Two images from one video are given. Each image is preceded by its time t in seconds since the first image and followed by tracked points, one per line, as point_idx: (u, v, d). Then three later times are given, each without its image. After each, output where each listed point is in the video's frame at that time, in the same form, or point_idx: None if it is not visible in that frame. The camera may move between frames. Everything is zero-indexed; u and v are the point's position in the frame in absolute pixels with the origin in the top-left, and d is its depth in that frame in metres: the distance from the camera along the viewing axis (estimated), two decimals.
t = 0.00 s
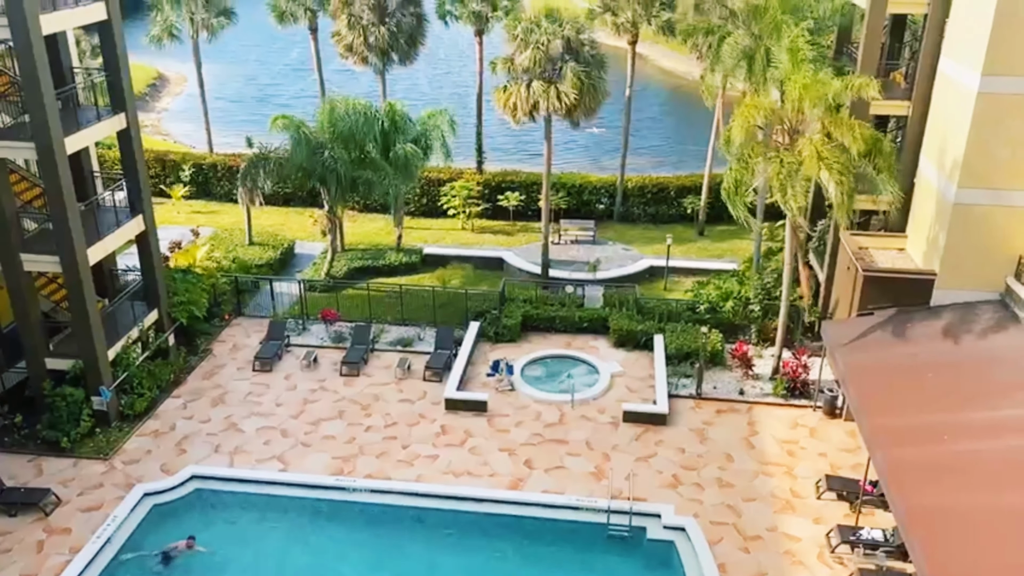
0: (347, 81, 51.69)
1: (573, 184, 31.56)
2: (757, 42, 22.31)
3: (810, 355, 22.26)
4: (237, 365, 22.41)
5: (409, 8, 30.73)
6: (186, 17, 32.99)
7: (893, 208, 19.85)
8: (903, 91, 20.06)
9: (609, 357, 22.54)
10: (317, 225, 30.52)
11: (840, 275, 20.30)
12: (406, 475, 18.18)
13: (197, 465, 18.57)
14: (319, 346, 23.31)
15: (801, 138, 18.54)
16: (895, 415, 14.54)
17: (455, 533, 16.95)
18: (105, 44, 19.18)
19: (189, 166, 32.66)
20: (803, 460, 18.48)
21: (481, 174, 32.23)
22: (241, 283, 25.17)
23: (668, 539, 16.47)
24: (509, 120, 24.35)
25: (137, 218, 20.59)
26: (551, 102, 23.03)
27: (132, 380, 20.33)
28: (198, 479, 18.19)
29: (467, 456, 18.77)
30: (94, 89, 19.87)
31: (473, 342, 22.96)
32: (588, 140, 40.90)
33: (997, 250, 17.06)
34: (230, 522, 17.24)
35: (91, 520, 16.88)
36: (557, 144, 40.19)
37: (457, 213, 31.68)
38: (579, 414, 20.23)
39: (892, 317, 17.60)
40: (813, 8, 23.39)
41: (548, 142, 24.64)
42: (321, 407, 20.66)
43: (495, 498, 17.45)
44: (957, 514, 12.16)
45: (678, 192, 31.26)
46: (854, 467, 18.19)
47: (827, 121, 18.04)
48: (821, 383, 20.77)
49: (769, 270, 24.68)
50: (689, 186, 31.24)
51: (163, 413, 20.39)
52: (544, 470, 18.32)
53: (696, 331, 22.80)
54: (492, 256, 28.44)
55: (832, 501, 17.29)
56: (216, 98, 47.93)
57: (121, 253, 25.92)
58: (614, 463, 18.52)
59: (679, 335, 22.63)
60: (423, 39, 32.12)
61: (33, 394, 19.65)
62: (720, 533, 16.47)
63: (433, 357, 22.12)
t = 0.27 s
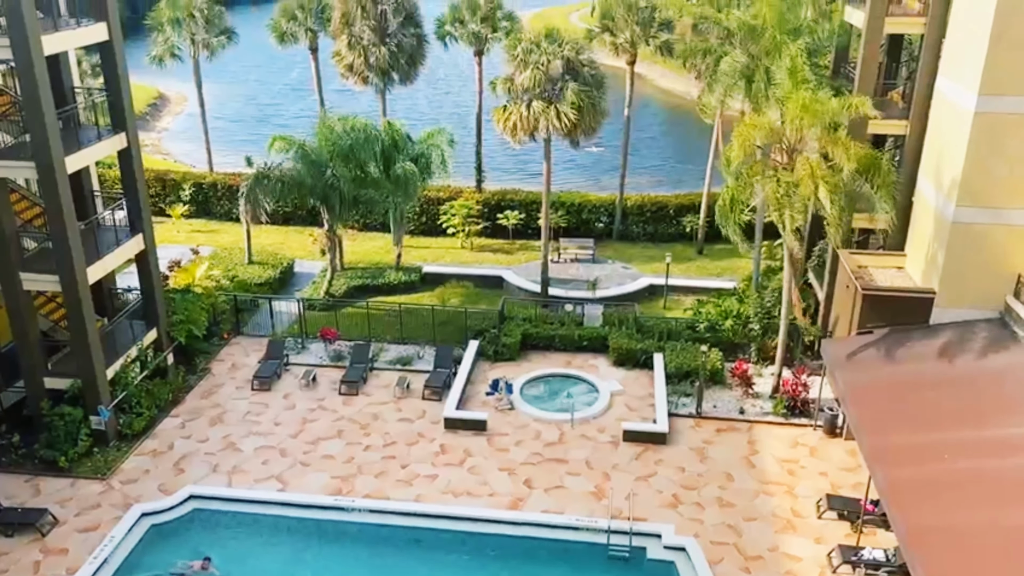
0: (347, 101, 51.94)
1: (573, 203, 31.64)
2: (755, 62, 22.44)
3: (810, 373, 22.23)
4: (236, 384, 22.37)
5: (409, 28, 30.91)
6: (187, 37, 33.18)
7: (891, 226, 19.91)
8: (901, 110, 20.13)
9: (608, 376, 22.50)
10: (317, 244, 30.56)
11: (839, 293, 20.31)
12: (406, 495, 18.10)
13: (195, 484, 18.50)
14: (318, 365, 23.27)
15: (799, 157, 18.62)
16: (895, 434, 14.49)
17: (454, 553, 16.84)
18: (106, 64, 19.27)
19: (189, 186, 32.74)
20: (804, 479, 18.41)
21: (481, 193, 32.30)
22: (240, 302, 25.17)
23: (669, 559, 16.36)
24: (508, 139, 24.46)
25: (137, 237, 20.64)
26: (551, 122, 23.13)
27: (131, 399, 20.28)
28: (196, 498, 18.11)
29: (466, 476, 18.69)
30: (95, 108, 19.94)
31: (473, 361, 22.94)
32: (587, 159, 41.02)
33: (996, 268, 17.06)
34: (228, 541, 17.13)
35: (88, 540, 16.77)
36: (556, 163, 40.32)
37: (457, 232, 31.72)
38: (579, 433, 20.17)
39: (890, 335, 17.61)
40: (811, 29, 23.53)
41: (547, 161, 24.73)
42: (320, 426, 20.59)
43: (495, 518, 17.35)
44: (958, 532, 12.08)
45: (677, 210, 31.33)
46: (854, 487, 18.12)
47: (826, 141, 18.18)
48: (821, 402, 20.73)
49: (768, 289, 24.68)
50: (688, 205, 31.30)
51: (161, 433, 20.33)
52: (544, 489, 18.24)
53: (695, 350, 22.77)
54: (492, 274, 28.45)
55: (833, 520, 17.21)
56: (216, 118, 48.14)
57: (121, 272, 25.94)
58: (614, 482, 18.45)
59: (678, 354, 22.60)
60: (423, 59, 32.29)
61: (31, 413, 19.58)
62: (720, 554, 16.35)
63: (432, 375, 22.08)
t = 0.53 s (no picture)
0: (347, 121, 52.14)
1: (572, 221, 31.69)
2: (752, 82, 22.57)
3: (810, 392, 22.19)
4: (234, 403, 22.31)
5: (409, 48, 31.09)
6: (188, 57, 33.36)
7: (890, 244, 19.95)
8: (898, 130, 20.20)
9: (608, 395, 22.44)
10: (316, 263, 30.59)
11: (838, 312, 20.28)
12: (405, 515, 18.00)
13: (194, 504, 18.40)
14: (317, 384, 23.22)
15: (797, 176, 18.66)
16: (896, 453, 14.44)
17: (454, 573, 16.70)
18: (107, 84, 19.33)
19: (189, 205, 32.81)
20: (804, 499, 18.34)
21: (480, 211, 32.36)
22: (240, 320, 25.16)
23: None
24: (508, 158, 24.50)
25: (137, 256, 20.65)
26: (550, 142, 23.20)
27: (129, 418, 20.24)
28: (194, 518, 18.00)
29: (465, 495, 18.60)
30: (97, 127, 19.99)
31: (472, 379, 22.89)
32: (586, 178, 41.14)
33: (995, 287, 17.08)
34: (225, 561, 16.98)
35: (85, 560, 16.65)
36: (555, 182, 40.41)
37: (456, 250, 31.75)
38: (579, 452, 20.10)
39: (889, 355, 17.57)
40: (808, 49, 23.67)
41: (547, 181, 24.76)
42: (319, 445, 20.52)
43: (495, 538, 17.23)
44: (961, 551, 11.98)
45: (676, 229, 31.37)
46: (855, 506, 18.04)
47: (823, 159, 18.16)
48: (822, 421, 20.67)
49: (768, 307, 24.69)
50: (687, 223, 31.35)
51: (160, 452, 20.24)
52: (544, 509, 18.15)
53: (695, 368, 22.75)
54: (491, 293, 28.45)
55: (834, 540, 17.12)
56: (216, 138, 48.31)
57: (120, 291, 25.94)
58: (614, 501, 18.37)
59: (678, 372, 22.57)
60: (423, 79, 32.45)
61: (29, 432, 19.52)
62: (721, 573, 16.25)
63: (431, 394, 22.02)
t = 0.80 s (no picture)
0: (347, 140, 52.33)
1: (572, 240, 31.76)
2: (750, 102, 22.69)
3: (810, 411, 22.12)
4: (233, 422, 22.24)
5: (409, 68, 31.35)
6: (189, 77, 33.52)
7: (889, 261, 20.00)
8: (896, 149, 20.26)
9: (608, 414, 22.38)
10: (316, 281, 30.60)
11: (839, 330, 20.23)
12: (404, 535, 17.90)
13: (191, 523, 18.27)
14: (316, 403, 23.15)
15: (797, 196, 18.60)
16: (896, 472, 14.35)
17: None
18: (109, 103, 19.40)
19: (189, 224, 32.85)
20: (805, 518, 18.24)
21: (479, 230, 32.41)
22: (239, 339, 25.13)
23: None
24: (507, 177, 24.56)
25: (136, 273, 20.65)
26: (549, 160, 23.28)
27: (127, 437, 20.19)
28: (192, 538, 17.86)
29: (464, 515, 18.50)
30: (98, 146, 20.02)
31: (472, 398, 22.83)
32: (585, 197, 41.24)
33: (995, 305, 17.06)
34: None
35: None
36: (555, 201, 40.52)
37: (456, 269, 31.77)
38: (578, 472, 20.01)
39: (889, 372, 17.51)
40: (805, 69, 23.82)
41: (546, 199, 24.81)
42: (318, 464, 20.43)
43: (495, 557, 17.11)
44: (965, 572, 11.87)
45: (675, 247, 31.42)
46: (856, 526, 17.94)
47: (822, 177, 18.08)
48: (822, 440, 20.60)
49: (767, 326, 24.68)
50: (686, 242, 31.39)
51: (158, 471, 20.14)
52: (543, 529, 18.05)
53: (695, 387, 22.70)
54: (491, 311, 28.44)
55: (835, 560, 17.01)
56: (216, 157, 48.48)
57: (119, 310, 25.93)
58: (614, 521, 18.27)
59: (678, 391, 22.50)
60: (423, 98, 32.61)
61: (26, 451, 19.43)
62: None
63: (430, 413, 21.96)
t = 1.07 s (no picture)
0: (348, 158, 52.53)
1: (572, 257, 31.79)
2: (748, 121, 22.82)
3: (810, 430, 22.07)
4: (232, 440, 22.19)
5: (409, 87, 31.49)
6: (190, 96, 33.69)
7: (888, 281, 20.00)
8: (893, 168, 20.34)
9: (608, 432, 22.33)
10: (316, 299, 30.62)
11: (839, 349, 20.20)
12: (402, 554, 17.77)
13: (189, 542, 18.07)
14: (315, 421, 23.11)
15: (798, 214, 18.57)
16: (896, 491, 14.30)
17: None
18: (110, 121, 19.46)
19: (190, 241, 32.91)
20: (806, 538, 18.14)
21: (479, 247, 32.47)
22: (239, 357, 25.13)
23: None
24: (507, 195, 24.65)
25: (135, 290, 20.64)
26: (548, 179, 23.35)
27: (126, 455, 20.15)
28: (189, 557, 17.57)
29: (463, 534, 18.41)
30: (99, 164, 20.02)
31: (471, 416, 22.80)
32: (585, 215, 41.34)
33: (993, 325, 17.06)
34: None
35: None
36: (554, 218, 40.62)
37: (455, 286, 31.80)
38: (578, 491, 19.94)
39: (889, 391, 17.45)
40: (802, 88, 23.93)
41: (545, 217, 24.86)
42: (316, 483, 20.36)
43: None
44: None
45: (674, 265, 31.45)
46: (857, 546, 17.84)
47: (822, 197, 18.21)
48: (822, 459, 20.55)
49: (766, 345, 24.70)
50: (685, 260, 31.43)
51: (156, 489, 20.05)
52: (543, 548, 17.95)
53: (695, 404, 22.68)
54: (491, 329, 28.44)
55: None
56: (217, 175, 48.64)
57: (119, 327, 25.94)
58: (614, 540, 18.17)
59: (678, 409, 22.46)
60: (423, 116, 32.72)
61: (24, 469, 19.40)
62: None
63: (430, 431, 21.91)
